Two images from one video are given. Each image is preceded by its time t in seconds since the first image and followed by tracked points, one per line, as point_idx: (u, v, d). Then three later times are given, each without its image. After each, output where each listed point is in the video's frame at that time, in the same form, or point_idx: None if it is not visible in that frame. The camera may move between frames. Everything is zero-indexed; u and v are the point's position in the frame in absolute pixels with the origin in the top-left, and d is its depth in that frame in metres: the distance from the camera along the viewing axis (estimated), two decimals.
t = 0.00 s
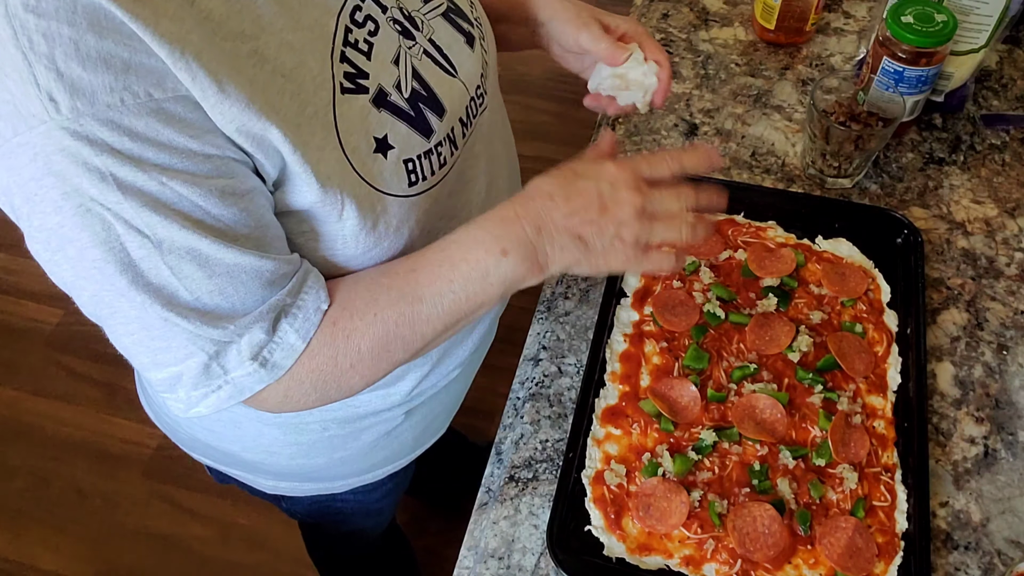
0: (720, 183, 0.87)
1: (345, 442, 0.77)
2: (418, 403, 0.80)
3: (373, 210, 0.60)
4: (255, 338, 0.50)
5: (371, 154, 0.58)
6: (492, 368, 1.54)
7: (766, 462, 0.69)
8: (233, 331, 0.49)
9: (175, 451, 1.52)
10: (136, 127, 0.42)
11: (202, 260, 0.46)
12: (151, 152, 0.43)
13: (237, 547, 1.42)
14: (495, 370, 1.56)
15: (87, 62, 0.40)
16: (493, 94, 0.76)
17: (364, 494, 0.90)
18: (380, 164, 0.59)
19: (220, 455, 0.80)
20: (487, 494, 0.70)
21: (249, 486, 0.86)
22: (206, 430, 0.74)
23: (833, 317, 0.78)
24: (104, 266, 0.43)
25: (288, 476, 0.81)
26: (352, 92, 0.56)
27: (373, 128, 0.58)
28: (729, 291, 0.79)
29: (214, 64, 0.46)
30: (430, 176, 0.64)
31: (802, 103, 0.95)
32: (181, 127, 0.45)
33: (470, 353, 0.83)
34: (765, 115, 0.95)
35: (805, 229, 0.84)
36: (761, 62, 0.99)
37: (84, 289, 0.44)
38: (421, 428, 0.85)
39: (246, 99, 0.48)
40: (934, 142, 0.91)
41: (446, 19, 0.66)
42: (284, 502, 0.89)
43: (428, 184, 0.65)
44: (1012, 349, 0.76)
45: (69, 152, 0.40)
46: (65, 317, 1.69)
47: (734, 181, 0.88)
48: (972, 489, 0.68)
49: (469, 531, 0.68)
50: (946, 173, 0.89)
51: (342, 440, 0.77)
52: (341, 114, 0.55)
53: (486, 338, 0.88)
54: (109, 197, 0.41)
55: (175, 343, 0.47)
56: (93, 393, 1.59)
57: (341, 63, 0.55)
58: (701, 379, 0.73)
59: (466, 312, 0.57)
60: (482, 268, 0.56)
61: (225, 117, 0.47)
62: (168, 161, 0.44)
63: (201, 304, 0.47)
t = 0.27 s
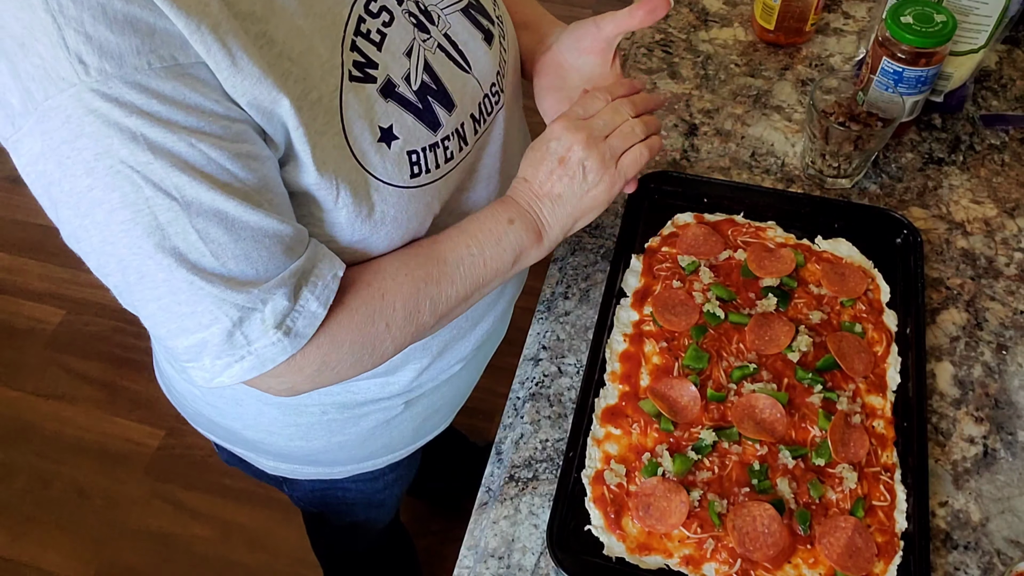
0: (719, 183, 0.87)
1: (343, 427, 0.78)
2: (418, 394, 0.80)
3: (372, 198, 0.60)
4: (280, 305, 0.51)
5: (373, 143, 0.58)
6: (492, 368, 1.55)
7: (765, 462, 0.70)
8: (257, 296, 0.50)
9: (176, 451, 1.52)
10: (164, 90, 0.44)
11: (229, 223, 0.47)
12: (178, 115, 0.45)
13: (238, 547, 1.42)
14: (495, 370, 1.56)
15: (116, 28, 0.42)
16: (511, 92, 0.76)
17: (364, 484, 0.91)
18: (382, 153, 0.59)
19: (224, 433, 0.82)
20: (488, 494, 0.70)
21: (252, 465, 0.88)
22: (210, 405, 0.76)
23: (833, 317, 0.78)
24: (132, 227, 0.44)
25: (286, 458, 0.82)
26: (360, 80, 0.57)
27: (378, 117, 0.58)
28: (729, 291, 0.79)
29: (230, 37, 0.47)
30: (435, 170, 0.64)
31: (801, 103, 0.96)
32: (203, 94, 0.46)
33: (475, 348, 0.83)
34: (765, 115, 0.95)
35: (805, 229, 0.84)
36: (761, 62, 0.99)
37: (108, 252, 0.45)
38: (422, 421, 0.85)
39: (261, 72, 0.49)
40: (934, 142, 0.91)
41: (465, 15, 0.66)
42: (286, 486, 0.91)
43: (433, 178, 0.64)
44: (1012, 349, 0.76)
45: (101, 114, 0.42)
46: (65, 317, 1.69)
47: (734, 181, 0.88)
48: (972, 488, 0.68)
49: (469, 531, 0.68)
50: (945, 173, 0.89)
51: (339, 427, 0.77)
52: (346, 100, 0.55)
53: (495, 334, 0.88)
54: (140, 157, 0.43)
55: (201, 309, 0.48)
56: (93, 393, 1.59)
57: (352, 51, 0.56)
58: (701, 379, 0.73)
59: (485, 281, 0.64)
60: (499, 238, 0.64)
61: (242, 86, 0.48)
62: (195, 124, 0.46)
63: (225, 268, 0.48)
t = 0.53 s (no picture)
0: (719, 183, 0.87)
1: (338, 415, 0.78)
2: (415, 389, 0.80)
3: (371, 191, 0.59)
4: (232, 300, 0.50)
5: (375, 134, 0.57)
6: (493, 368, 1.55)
7: (765, 462, 0.70)
8: (212, 287, 0.49)
9: (175, 451, 1.52)
10: (149, 75, 0.43)
11: (192, 213, 0.46)
12: (160, 99, 0.44)
13: (237, 547, 1.42)
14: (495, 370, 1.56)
15: (110, 7, 0.42)
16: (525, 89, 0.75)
17: (362, 476, 0.91)
18: (383, 145, 0.58)
19: (226, 411, 0.83)
20: (488, 494, 0.70)
21: (253, 446, 0.89)
22: (211, 381, 0.77)
23: (833, 317, 0.78)
24: (100, 202, 0.44)
25: (283, 441, 0.83)
26: (366, 71, 0.56)
27: (382, 108, 0.57)
28: (729, 291, 0.79)
29: (231, 21, 0.47)
30: (439, 166, 0.63)
31: (801, 103, 0.96)
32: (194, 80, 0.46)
33: (476, 347, 0.83)
34: (765, 115, 0.95)
35: (805, 229, 0.84)
36: (761, 62, 0.99)
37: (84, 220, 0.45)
38: (421, 417, 0.85)
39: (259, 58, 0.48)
40: (934, 142, 0.91)
41: (479, 14, 0.65)
42: (285, 473, 0.91)
43: (435, 173, 0.63)
44: (1012, 349, 0.76)
45: (83, 89, 0.42)
46: (65, 317, 1.69)
47: (734, 181, 0.88)
48: (972, 488, 0.68)
49: (469, 531, 0.68)
50: (945, 173, 0.89)
51: (334, 415, 0.78)
52: (348, 90, 0.55)
53: (500, 334, 0.88)
54: (113, 137, 0.43)
55: (156, 292, 0.47)
56: (93, 393, 1.59)
57: (360, 41, 0.56)
58: (701, 379, 0.73)
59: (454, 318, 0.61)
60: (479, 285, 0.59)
61: (237, 72, 0.47)
62: (174, 111, 0.45)
63: (184, 254, 0.47)
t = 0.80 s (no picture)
0: (719, 183, 0.87)
1: (333, 409, 0.78)
2: (410, 386, 0.80)
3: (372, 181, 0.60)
4: (246, 275, 0.53)
5: (379, 124, 0.58)
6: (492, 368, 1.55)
7: (765, 462, 0.70)
8: (225, 263, 0.51)
9: (175, 451, 1.52)
10: (157, 53, 0.45)
11: (203, 188, 0.48)
12: (170, 77, 0.46)
13: (237, 548, 1.42)
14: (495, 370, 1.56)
15: None
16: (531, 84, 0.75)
17: (358, 471, 0.91)
18: (386, 137, 0.59)
19: (223, 401, 0.84)
20: (488, 494, 0.70)
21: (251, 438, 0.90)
22: (209, 371, 0.78)
23: (833, 317, 0.78)
24: (112, 179, 0.46)
25: (279, 433, 0.84)
26: (373, 63, 0.56)
27: (387, 102, 0.57)
28: (728, 291, 0.79)
29: (233, 9, 0.47)
30: (441, 161, 0.64)
31: (801, 103, 0.96)
32: (202, 58, 0.47)
33: (474, 347, 0.83)
34: (765, 115, 0.95)
35: (805, 229, 0.84)
36: (761, 62, 0.99)
37: (94, 197, 0.47)
38: (416, 414, 0.85)
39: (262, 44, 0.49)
40: (934, 142, 0.91)
41: (490, 14, 0.64)
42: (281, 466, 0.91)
43: (438, 167, 0.64)
44: (1012, 349, 0.76)
45: (94, 67, 0.43)
46: (64, 317, 1.69)
47: (734, 181, 0.88)
48: (972, 488, 0.68)
49: (469, 531, 0.68)
50: (945, 173, 0.89)
51: (329, 409, 0.78)
52: (351, 82, 0.55)
53: (498, 333, 0.87)
54: (125, 115, 0.44)
55: (169, 267, 0.50)
56: (93, 393, 1.59)
57: (369, 33, 0.56)
58: (701, 379, 0.73)
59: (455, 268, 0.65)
60: (475, 234, 0.64)
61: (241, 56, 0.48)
62: (184, 88, 0.46)
63: (197, 232, 0.50)
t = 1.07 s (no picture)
0: (719, 183, 0.87)
1: (327, 415, 0.78)
2: (404, 395, 0.80)
3: (356, 195, 0.59)
4: (208, 300, 0.52)
5: (367, 140, 0.58)
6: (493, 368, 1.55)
7: (765, 462, 0.70)
8: (188, 287, 0.50)
9: (175, 452, 1.53)
10: (138, 72, 0.45)
11: (171, 212, 0.48)
12: (147, 97, 0.45)
13: (237, 549, 1.42)
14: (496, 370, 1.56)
15: (103, 4, 0.43)
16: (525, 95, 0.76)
17: (352, 475, 0.91)
18: (374, 151, 0.58)
19: (217, 404, 0.84)
20: (488, 494, 0.70)
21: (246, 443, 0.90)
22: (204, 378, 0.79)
23: (833, 317, 0.78)
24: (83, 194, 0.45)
25: (273, 439, 0.84)
26: (362, 77, 0.56)
27: (376, 117, 0.57)
28: (729, 291, 0.79)
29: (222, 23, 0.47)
30: (428, 176, 0.63)
31: (801, 103, 0.96)
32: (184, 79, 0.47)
33: (469, 357, 0.83)
34: (765, 115, 0.95)
35: (805, 228, 0.84)
36: (761, 62, 0.99)
37: (67, 208, 0.47)
38: (412, 421, 0.85)
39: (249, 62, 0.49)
40: (934, 142, 0.91)
41: (485, 26, 0.64)
42: (275, 469, 0.92)
43: (425, 182, 0.63)
44: (1012, 349, 0.76)
45: (72, 83, 0.43)
46: (65, 318, 1.69)
47: (734, 181, 0.88)
48: (972, 488, 0.68)
49: (469, 531, 0.68)
50: (945, 173, 0.89)
51: (322, 415, 0.78)
52: (339, 96, 0.55)
53: (495, 343, 0.87)
54: (98, 132, 0.44)
55: (133, 287, 0.49)
56: (93, 394, 1.59)
57: (357, 47, 0.56)
58: (701, 379, 0.73)
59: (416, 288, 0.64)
60: (434, 256, 0.62)
61: (225, 75, 0.48)
62: (161, 108, 0.46)
63: (161, 252, 0.49)
